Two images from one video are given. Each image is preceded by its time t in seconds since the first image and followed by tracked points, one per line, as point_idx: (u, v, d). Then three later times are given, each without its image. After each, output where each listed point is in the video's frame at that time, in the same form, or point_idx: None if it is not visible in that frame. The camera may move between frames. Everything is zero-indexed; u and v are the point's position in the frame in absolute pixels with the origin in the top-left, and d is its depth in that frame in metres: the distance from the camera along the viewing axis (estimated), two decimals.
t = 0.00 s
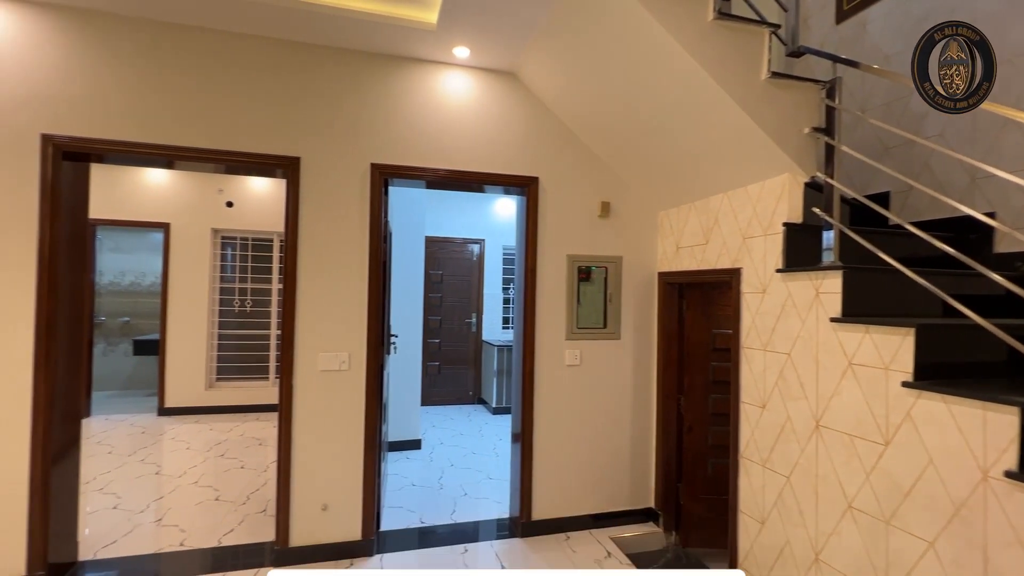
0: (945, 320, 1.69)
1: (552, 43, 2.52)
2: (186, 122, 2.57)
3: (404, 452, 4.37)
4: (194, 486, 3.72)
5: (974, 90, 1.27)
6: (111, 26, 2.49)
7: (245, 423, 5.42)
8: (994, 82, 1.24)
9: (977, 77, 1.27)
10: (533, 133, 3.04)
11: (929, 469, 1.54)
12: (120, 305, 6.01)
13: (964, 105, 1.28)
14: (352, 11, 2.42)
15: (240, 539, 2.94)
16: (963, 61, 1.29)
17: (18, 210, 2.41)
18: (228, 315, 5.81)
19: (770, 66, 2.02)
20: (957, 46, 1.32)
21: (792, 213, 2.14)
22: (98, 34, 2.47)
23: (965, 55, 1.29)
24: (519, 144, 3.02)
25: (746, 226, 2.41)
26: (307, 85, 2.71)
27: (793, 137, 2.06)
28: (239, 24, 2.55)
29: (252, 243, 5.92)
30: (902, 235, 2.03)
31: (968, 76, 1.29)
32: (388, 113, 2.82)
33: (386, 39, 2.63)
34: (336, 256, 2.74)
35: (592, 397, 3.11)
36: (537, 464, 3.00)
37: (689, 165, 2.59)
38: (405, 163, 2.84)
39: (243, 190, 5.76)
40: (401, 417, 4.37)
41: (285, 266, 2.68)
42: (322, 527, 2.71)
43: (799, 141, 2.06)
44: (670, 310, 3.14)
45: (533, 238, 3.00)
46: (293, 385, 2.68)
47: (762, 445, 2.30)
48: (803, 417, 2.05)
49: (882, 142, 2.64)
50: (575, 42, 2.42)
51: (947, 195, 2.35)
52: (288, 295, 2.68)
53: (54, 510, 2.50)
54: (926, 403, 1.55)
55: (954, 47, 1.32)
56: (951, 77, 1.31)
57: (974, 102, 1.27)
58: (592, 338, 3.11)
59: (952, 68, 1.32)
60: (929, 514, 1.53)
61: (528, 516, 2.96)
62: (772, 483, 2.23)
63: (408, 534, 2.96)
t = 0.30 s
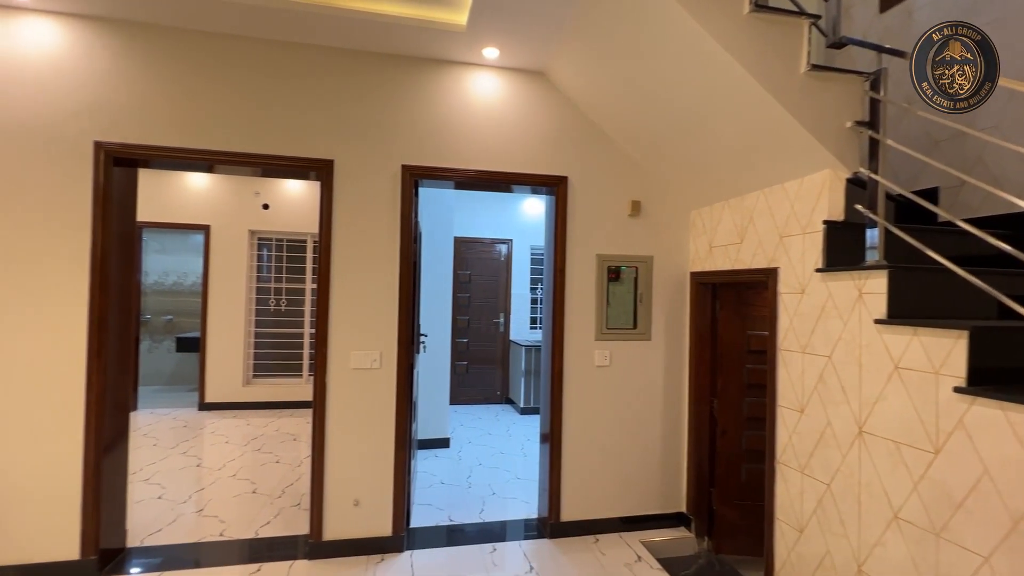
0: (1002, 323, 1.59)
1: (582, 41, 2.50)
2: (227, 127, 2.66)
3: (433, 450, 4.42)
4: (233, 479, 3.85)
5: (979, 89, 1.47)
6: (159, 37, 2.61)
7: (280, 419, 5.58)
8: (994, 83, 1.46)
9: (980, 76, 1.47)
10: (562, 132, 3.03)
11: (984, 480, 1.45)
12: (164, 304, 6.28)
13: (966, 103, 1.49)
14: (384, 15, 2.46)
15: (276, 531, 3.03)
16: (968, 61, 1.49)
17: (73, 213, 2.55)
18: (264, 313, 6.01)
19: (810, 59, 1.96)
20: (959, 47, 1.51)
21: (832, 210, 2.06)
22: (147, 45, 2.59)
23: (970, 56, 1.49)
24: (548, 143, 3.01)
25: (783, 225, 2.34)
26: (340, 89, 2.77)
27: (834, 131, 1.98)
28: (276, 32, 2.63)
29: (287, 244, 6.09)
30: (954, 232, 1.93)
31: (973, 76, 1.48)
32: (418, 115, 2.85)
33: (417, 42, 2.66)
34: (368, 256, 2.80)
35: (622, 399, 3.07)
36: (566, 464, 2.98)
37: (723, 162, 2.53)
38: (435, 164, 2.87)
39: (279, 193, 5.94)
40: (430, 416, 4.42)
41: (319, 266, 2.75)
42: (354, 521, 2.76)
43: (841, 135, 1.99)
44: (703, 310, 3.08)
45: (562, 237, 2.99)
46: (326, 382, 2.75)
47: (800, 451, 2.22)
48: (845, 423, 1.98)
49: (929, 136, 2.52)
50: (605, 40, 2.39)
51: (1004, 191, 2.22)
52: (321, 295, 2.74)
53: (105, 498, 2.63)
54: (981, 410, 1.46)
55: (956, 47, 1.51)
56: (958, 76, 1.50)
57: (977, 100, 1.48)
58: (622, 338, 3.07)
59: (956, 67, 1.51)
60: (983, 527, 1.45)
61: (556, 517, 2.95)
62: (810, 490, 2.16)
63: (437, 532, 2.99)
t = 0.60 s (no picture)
0: None
1: (612, 39, 2.48)
2: (264, 132, 2.75)
3: (461, 449, 4.45)
4: (269, 473, 3.97)
5: (980, 90, 1.44)
6: (202, 47, 2.72)
7: (313, 416, 5.72)
8: (992, 84, 1.44)
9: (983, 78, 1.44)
10: (592, 131, 3.00)
11: None
12: (204, 303, 6.53)
13: (967, 104, 1.45)
14: (415, 19, 2.50)
15: (310, 525, 3.11)
16: (971, 61, 1.44)
17: (122, 217, 2.68)
18: (298, 313, 6.18)
19: (852, 50, 1.87)
20: (958, 47, 1.45)
21: (876, 207, 1.97)
22: (190, 54, 2.70)
23: (972, 56, 1.44)
24: (577, 142, 2.99)
25: (822, 223, 2.25)
26: (372, 93, 2.83)
27: (879, 125, 1.90)
28: (312, 39, 2.70)
29: (320, 245, 6.24)
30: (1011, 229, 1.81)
31: (974, 77, 1.44)
32: (448, 117, 2.88)
33: (446, 44, 2.68)
34: (398, 256, 2.84)
35: (652, 401, 3.02)
36: (595, 467, 2.96)
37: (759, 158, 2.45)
38: (464, 165, 2.89)
39: (313, 196, 6.09)
40: (459, 415, 4.45)
41: (351, 266, 2.81)
42: (385, 518, 2.81)
43: (886, 129, 1.90)
44: (736, 312, 3.00)
45: (591, 237, 2.97)
46: (358, 380, 2.80)
47: (841, 458, 2.14)
48: (890, 430, 1.89)
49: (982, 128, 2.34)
50: (636, 36, 2.36)
51: None
52: (354, 295, 2.80)
53: (150, 488, 2.75)
54: None
55: (957, 47, 1.45)
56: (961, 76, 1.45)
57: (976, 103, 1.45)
58: (653, 340, 3.02)
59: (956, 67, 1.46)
60: None
61: (585, 519, 2.93)
62: (852, 499, 2.07)
63: (466, 531, 3.01)
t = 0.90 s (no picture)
0: None
1: (642, 36, 2.45)
2: (299, 136, 2.83)
3: (489, 449, 4.46)
4: (302, 469, 4.08)
5: (981, 88, 1.48)
6: (241, 55, 2.81)
7: (345, 413, 5.84)
8: (997, 81, 1.46)
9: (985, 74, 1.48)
10: (622, 130, 2.96)
11: None
12: (242, 303, 6.76)
13: (966, 104, 1.51)
14: (445, 22, 2.52)
15: (341, 521, 3.18)
16: (973, 60, 1.50)
17: (167, 220, 2.80)
18: (330, 313, 6.34)
19: (898, 41, 1.78)
20: (961, 46, 1.52)
21: (924, 204, 1.88)
22: (230, 63, 2.81)
23: (975, 55, 1.50)
24: (607, 141, 2.96)
25: (865, 221, 2.17)
26: (403, 97, 2.87)
27: (927, 118, 1.81)
28: (345, 44, 2.76)
29: (351, 247, 6.37)
30: None
31: (977, 75, 1.49)
32: (476, 118, 2.90)
33: (475, 46, 2.70)
34: (427, 257, 2.87)
35: (683, 404, 2.96)
36: (624, 470, 2.92)
37: (796, 154, 2.37)
38: (492, 166, 2.90)
39: (345, 198, 6.23)
40: (487, 415, 4.46)
41: (382, 267, 2.85)
42: (414, 516, 2.85)
43: (934, 122, 1.81)
44: (771, 314, 2.91)
45: (620, 237, 2.93)
46: (388, 379, 2.84)
47: (885, 466, 2.05)
48: (938, 438, 1.80)
49: None
50: (667, 33, 2.32)
51: None
52: (384, 295, 2.85)
53: (192, 481, 2.86)
54: None
55: (959, 47, 1.52)
56: (959, 75, 1.52)
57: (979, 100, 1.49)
58: (684, 341, 2.97)
59: (958, 67, 1.52)
60: None
61: (614, 523, 2.89)
62: (897, 510, 1.98)
63: (494, 531, 3.02)
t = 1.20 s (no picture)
0: None
1: (673, 33, 2.41)
2: (333, 140, 2.90)
3: (517, 450, 4.47)
4: (335, 465, 4.18)
5: (982, 91, 1.35)
6: (277, 63, 2.91)
7: (375, 412, 5.95)
8: (1000, 82, 1.33)
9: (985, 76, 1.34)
10: (652, 129, 2.92)
11: None
12: (277, 303, 6.96)
13: (967, 106, 1.38)
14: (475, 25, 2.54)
15: (373, 517, 3.24)
16: (974, 61, 1.35)
17: (208, 223, 2.92)
18: (361, 312, 6.47)
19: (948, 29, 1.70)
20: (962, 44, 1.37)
21: (976, 201, 1.79)
22: (267, 71, 2.90)
23: (975, 55, 1.35)
24: (637, 140, 2.92)
25: (911, 219, 2.07)
26: (433, 100, 2.91)
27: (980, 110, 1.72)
28: (377, 50, 2.81)
29: (382, 248, 6.48)
30: None
31: (977, 77, 1.35)
32: (505, 119, 2.91)
33: (504, 48, 2.71)
34: (457, 258, 2.89)
35: (715, 407, 2.89)
36: (654, 473, 2.87)
37: (836, 150, 2.29)
38: (520, 166, 2.90)
39: (375, 200, 6.35)
40: (515, 416, 4.47)
41: (412, 268, 2.90)
42: (443, 515, 2.87)
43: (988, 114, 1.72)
44: (810, 315, 2.82)
45: (651, 237, 2.89)
46: (418, 379, 2.88)
47: (934, 477, 1.95)
48: (993, 448, 1.70)
49: None
50: (700, 29, 2.28)
51: None
52: (415, 296, 2.89)
53: (231, 475, 2.97)
54: None
55: (959, 47, 1.38)
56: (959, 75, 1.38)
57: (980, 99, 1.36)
58: (717, 343, 2.90)
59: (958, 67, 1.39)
60: None
61: (644, 527, 2.85)
62: (947, 523, 1.88)
63: (522, 532, 3.02)
